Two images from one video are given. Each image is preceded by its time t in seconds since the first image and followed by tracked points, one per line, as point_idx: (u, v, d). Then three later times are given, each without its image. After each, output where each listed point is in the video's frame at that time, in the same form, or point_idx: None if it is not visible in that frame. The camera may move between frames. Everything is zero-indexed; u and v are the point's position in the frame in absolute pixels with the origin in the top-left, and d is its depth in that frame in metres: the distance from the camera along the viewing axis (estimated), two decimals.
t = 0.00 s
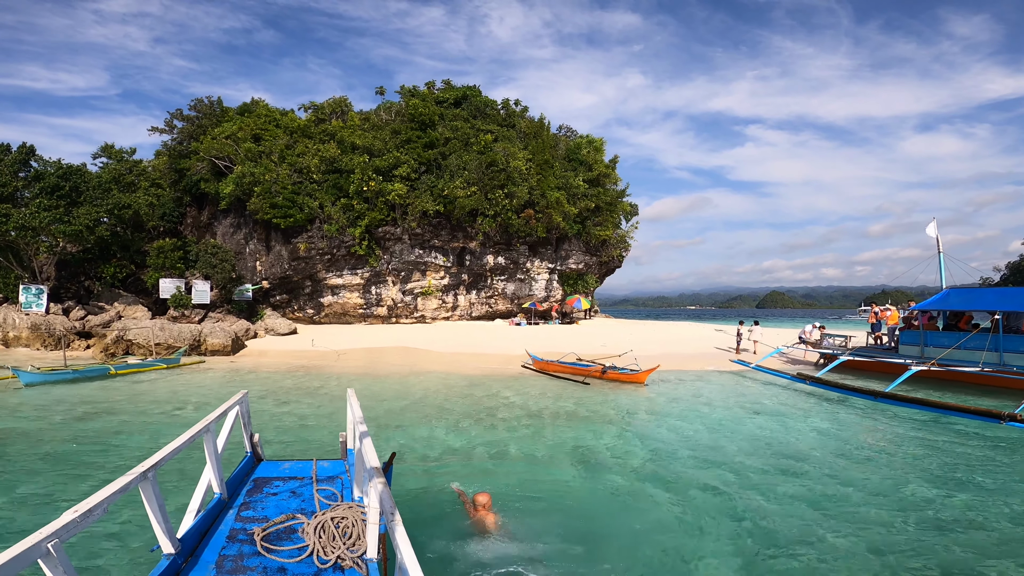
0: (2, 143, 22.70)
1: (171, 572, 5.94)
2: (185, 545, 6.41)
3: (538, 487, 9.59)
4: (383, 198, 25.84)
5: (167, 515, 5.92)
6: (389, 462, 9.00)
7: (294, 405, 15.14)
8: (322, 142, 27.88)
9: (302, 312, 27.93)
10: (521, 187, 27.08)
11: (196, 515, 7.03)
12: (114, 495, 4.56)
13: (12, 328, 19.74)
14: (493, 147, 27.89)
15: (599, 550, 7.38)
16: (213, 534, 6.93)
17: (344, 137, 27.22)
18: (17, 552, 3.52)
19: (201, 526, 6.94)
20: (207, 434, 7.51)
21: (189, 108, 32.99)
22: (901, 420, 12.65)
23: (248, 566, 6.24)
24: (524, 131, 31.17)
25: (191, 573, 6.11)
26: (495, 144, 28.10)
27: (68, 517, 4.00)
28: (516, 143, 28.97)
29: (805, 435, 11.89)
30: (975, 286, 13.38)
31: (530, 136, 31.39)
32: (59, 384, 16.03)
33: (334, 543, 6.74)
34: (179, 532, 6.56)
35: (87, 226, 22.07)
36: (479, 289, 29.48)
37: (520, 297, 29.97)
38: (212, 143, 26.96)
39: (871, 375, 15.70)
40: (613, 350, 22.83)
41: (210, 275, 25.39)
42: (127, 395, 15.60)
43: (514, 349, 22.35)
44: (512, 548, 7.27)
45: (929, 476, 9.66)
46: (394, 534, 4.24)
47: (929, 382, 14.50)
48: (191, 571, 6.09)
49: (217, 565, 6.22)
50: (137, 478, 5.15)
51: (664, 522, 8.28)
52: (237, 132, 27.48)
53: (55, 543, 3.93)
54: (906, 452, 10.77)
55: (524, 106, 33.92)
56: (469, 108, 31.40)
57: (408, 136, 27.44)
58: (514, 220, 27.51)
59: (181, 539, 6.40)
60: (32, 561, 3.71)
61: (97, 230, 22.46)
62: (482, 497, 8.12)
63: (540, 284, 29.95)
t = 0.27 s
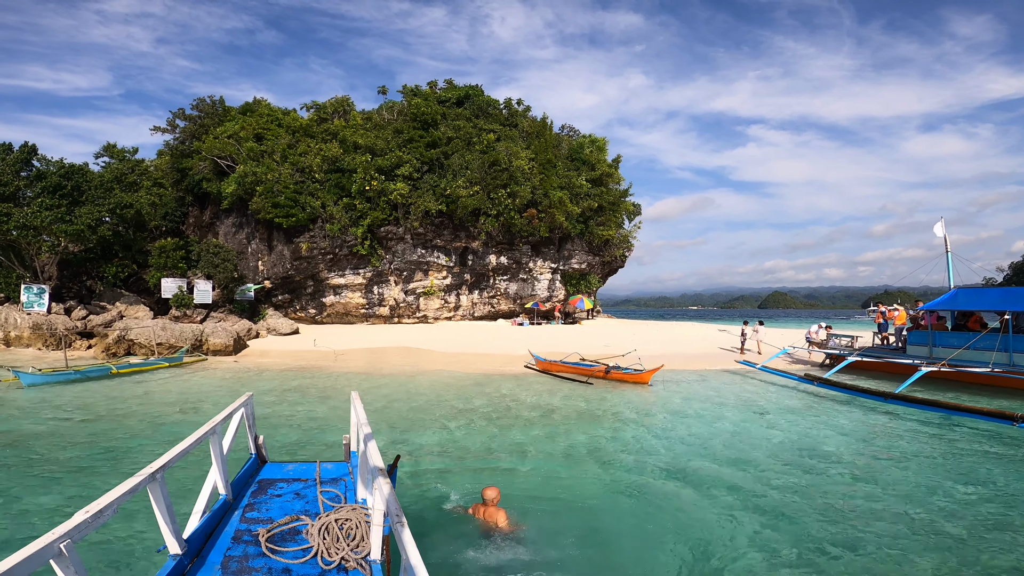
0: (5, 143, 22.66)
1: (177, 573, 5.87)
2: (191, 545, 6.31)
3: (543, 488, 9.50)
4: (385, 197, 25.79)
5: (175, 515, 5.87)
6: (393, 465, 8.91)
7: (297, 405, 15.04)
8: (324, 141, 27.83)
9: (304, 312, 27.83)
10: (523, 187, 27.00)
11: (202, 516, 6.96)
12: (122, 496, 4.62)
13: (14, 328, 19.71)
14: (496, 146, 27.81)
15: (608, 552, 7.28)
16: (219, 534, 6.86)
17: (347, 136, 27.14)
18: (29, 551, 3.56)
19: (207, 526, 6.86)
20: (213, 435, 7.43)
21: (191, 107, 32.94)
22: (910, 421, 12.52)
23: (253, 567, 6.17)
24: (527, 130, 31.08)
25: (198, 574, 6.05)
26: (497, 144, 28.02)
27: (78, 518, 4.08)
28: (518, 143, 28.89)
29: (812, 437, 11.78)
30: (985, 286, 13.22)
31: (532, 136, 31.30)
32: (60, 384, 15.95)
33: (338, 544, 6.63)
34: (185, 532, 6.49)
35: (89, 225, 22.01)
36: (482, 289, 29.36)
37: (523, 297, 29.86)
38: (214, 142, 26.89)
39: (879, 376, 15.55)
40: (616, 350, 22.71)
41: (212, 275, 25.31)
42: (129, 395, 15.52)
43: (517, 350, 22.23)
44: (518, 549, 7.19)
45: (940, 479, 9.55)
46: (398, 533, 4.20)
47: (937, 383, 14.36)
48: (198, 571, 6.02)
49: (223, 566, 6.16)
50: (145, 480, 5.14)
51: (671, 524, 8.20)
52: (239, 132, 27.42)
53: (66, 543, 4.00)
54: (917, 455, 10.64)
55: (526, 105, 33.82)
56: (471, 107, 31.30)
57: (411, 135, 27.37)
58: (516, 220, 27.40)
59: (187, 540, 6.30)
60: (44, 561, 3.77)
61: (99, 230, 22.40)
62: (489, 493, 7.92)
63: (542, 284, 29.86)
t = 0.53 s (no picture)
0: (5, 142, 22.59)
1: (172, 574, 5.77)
2: (187, 547, 6.21)
3: (545, 488, 9.39)
4: (387, 196, 25.70)
5: (171, 516, 5.80)
6: (391, 467, 8.78)
7: (297, 405, 14.91)
8: (325, 141, 27.73)
9: (304, 311, 27.70)
10: (525, 186, 26.87)
11: (198, 517, 6.85)
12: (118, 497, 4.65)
13: (13, 328, 19.67)
14: (498, 145, 27.69)
15: (610, 554, 7.15)
16: (215, 535, 6.76)
17: (348, 135, 27.00)
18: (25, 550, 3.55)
19: (203, 527, 6.76)
20: (211, 436, 7.33)
21: (192, 106, 32.84)
22: (917, 422, 12.36)
23: (249, 568, 6.08)
24: (529, 130, 30.95)
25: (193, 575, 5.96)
26: (499, 143, 27.91)
27: (74, 519, 4.10)
28: (520, 142, 28.76)
29: (817, 438, 11.63)
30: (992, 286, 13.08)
31: (534, 135, 31.17)
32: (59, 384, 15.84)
33: (335, 546, 6.51)
34: (181, 533, 6.38)
35: (89, 224, 21.90)
36: (483, 289, 29.22)
37: (525, 297, 29.73)
38: (215, 141, 26.77)
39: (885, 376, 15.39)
40: (618, 350, 22.56)
41: (213, 274, 25.18)
42: (128, 395, 15.41)
43: (519, 350, 22.09)
44: (518, 550, 7.09)
45: (947, 481, 9.41)
46: (396, 536, 4.13)
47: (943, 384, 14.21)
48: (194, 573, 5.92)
49: (218, 567, 6.06)
50: (142, 481, 5.10)
51: (675, 523, 8.10)
52: (240, 131, 27.35)
53: (61, 543, 4.02)
54: (924, 456, 10.49)
55: (528, 104, 33.70)
56: (472, 106, 31.17)
57: (412, 134, 27.27)
58: (518, 220, 27.27)
59: (182, 541, 6.20)
60: (40, 560, 3.79)
61: (99, 229, 22.31)
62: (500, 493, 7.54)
63: (544, 284, 29.75)
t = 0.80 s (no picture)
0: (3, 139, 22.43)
1: None
2: (179, 548, 6.05)
3: (545, 492, 9.24)
4: (388, 195, 25.53)
5: (162, 517, 5.62)
6: (387, 468, 8.62)
7: (295, 405, 14.73)
8: (326, 139, 27.56)
9: (305, 311, 27.54)
10: (527, 185, 26.69)
11: (190, 519, 6.69)
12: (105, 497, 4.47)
13: (10, 326, 19.61)
14: (500, 144, 27.51)
15: (613, 562, 6.98)
16: (208, 537, 6.60)
17: (349, 133, 26.75)
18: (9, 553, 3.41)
19: (196, 528, 6.59)
20: (204, 437, 7.14)
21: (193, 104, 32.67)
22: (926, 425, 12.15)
23: (242, 570, 5.92)
24: (531, 129, 30.77)
25: None
26: (501, 142, 27.73)
27: (60, 520, 3.91)
28: (522, 141, 28.58)
29: (821, 441, 11.47)
30: (1003, 286, 12.88)
31: (536, 134, 30.99)
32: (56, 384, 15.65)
33: (329, 548, 6.39)
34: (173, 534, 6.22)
35: (87, 222, 21.75)
36: (485, 289, 29.02)
37: (526, 297, 29.54)
38: (215, 139, 26.59)
39: (892, 378, 15.19)
40: (620, 350, 22.36)
41: (212, 273, 25.01)
42: (125, 395, 15.23)
43: (520, 350, 21.89)
44: (517, 554, 6.96)
45: (956, 488, 9.23)
46: (389, 538, 4.05)
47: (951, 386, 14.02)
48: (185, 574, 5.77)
49: (210, 569, 5.90)
50: (131, 481, 4.96)
51: (676, 530, 7.96)
52: (241, 129, 27.19)
53: (47, 545, 3.85)
54: (933, 461, 10.30)
55: (530, 103, 33.51)
56: (475, 105, 30.99)
57: (414, 133, 27.11)
58: (520, 219, 27.09)
59: (175, 542, 6.04)
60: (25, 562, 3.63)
61: (98, 227, 22.17)
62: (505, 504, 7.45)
63: (546, 283, 29.58)
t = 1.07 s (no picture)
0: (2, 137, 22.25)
1: None
2: (175, 547, 5.91)
3: (548, 494, 9.12)
4: (388, 194, 25.37)
5: (157, 517, 5.48)
6: (385, 466, 8.49)
7: (295, 406, 14.58)
8: (327, 138, 27.41)
9: (305, 311, 27.39)
10: (529, 184, 26.53)
11: (187, 517, 6.55)
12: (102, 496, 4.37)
13: (9, 326, 19.51)
14: (501, 143, 27.36)
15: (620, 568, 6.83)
16: (205, 535, 6.47)
17: (350, 132, 26.59)
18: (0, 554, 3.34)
19: (193, 527, 6.46)
20: (199, 436, 6.98)
21: (193, 103, 32.51)
22: (934, 425, 12.00)
23: (240, 569, 5.79)
24: (532, 128, 30.62)
25: None
26: (502, 141, 27.59)
27: (52, 521, 3.83)
28: (524, 140, 28.43)
29: (826, 442, 11.34)
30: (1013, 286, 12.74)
31: (538, 134, 30.83)
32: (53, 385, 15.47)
33: (327, 547, 6.28)
34: (169, 533, 6.08)
35: (86, 221, 21.59)
36: (486, 288, 28.86)
37: (528, 297, 29.40)
38: (215, 138, 26.44)
39: (898, 378, 15.04)
40: (623, 350, 22.19)
41: (212, 273, 24.86)
42: (124, 396, 15.06)
43: (522, 350, 21.74)
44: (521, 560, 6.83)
45: (966, 490, 9.08)
46: (388, 537, 4.00)
47: (959, 387, 13.87)
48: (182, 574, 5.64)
49: (207, 568, 5.77)
50: (126, 480, 4.84)
51: (681, 534, 7.84)
52: (241, 128, 27.06)
53: (39, 544, 3.77)
54: (942, 463, 10.16)
55: (532, 102, 33.38)
56: (476, 104, 30.84)
57: (415, 132, 26.96)
58: (522, 218, 26.93)
59: (170, 541, 5.89)
60: (16, 562, 3.54)
61: (96, 226, 22.01)
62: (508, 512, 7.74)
63: (547, 283, 29.43)
